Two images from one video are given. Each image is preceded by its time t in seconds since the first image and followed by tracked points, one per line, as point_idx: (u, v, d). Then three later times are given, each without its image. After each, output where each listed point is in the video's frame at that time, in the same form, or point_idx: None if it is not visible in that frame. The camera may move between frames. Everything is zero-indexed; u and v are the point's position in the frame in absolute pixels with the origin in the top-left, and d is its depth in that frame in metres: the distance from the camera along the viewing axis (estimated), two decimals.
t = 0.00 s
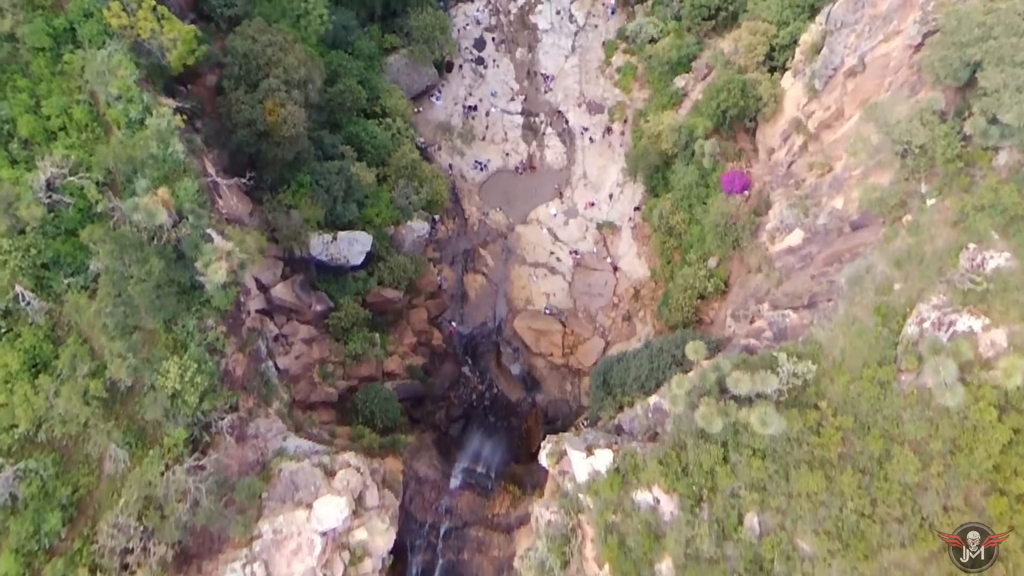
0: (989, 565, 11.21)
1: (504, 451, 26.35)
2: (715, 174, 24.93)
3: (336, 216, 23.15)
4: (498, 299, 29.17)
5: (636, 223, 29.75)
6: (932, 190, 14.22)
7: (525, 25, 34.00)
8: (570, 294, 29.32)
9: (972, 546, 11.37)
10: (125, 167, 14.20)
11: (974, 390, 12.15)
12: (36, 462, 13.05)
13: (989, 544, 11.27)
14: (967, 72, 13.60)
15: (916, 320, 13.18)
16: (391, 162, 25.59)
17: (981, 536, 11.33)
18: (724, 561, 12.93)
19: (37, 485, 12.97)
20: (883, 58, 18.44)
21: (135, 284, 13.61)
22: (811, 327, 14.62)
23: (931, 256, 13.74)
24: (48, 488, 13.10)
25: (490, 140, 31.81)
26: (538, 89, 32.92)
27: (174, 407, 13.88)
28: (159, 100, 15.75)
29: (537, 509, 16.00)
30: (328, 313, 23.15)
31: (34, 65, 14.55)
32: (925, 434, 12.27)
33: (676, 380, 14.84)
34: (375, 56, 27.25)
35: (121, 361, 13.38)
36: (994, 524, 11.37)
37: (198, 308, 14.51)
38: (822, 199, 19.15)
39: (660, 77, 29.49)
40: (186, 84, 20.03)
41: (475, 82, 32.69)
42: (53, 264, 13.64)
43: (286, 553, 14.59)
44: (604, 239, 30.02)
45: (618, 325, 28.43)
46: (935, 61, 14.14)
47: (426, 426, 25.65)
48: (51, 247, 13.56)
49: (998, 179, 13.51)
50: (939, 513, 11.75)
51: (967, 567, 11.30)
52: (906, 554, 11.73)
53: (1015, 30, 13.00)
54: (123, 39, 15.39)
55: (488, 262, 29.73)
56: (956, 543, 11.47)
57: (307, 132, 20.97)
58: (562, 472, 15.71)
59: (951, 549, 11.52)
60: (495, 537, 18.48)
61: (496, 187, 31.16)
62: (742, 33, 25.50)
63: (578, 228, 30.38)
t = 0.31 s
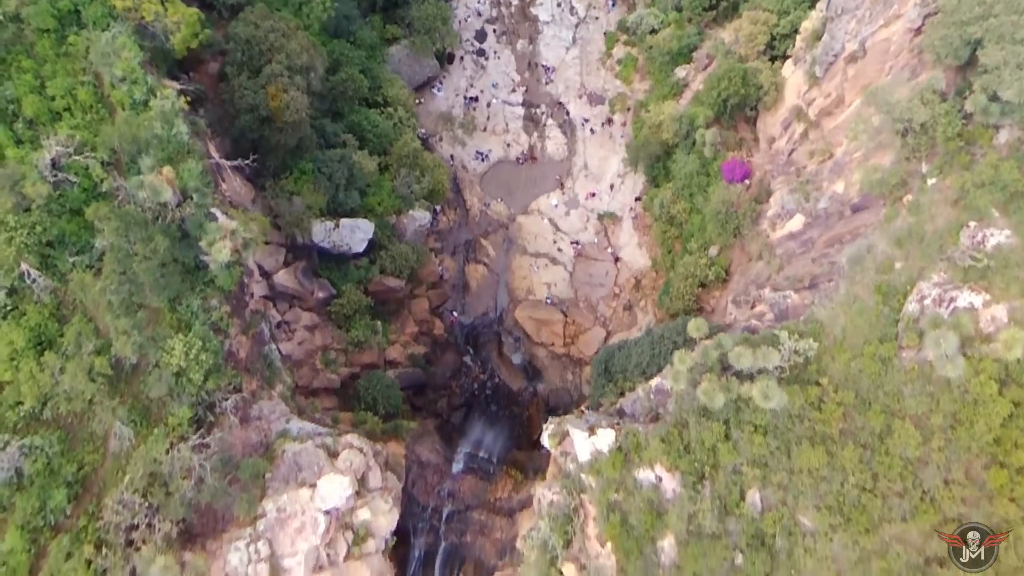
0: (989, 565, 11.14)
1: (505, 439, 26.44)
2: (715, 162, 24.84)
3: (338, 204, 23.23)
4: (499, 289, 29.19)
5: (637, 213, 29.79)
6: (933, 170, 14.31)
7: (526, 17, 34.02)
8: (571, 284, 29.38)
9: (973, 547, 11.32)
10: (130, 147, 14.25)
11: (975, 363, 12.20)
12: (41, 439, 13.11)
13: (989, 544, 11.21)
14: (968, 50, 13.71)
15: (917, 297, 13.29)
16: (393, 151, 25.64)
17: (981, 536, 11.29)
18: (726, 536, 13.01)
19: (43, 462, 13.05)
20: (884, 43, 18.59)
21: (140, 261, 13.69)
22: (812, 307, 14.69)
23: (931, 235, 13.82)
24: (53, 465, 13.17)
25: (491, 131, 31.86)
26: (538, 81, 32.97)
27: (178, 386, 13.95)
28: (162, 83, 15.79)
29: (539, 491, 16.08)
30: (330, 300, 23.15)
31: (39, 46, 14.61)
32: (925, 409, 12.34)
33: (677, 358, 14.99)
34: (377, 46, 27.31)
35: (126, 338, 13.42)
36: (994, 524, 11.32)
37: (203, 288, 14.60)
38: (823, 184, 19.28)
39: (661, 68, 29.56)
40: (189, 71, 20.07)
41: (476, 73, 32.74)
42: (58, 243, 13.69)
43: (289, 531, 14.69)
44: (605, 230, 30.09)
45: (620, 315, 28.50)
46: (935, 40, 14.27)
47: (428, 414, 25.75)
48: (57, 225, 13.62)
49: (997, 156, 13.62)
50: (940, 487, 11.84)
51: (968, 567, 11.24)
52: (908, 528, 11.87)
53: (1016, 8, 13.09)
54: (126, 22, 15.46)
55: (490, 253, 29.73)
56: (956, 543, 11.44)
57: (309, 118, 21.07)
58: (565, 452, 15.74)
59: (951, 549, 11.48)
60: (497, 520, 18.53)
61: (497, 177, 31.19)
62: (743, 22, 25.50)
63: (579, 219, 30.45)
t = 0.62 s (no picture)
0: (989, 565, 11.18)
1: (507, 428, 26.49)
2: (716, 151, 24.65)
3: (340, 191, 23.19)
4: (500, 279, 29.24)
5: (638, 203, 29.85)
6: (934, 151, 14.39)
7: (527, 9, 34.09)
8: (572, 275, 29.44)
9: (972, 546, 11.34)
10: (134, 126, 14.32)
11: (977, 338, 12.23)
12: (46, 416, 13.23)
13: (989, 543, 11.26)
14: (968, 29, 13.99)
15: (918, 275, 13.29)
16: (395, 140, 25.70)
17: (981, 536, 11.32)
18: (728, 512, 13.13)
19: (48, 439, 13.20)
20: (885, 28, 18.89)
21: (145, 239, 13.75)
22: (813, 286, 14.74)
23: (932, 214, 13.90)
24: (58, 442, 13.33)
25: (492, 122, 31.89)
26: (540, 72, 33.02)
27: (183, 364, 14.02)
28: (166, 65, 15.84)
29: (542, 472, 16.11)
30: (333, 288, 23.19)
31: (43, 27, 14.62)
32: (926, 384, 12.41)
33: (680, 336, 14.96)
34: (379, 35, 27.36)
35: (131, 315, 13.48)
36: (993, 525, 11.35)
37: (207, 268, 14.67)
38: (824, 168, 19.37)
39: (661, 58, 29.65)
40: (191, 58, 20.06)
41: (477, 65, 32.79)
42: (63, 222, 13.77)
43: (293, 510, 14.75)
44: (606, 220, 30.13)
45: (621, 305, 28.58)
46: (937, 19, 14.51)
47: (430, 402, 25.82)
48: (62, 204, 13.70)
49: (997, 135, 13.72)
50: (941, 462, 11.93)
51: (968, 567, 11.27)
52: (909, 503, 12.00)
53: None
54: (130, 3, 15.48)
55: (491, 242, 29.74)
56: (956, 543, 11.45)
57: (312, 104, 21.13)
58: (567, 433, 15.78)
59: (951, 549, 11.49)
60: (499, 504, 18.57)
61: (499, 168, 31.23)
62: (744, 11, 25.37)
63: (580, 209, 30.50)
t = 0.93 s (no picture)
0: (989, 565, 11.07)
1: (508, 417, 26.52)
2: (717, 140, 24.57)
3: (343, 179, 23.26)
4: (502, 270, 29.28)
5: (639, 194, 29.83)
6: (935, 132, 14.51)
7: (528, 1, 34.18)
8: (574, 265, 29.44)
9: (972, 546, 11.21)
10: (139, 107, 14.37)
11: (978, 313, 12.29)
12: (52, 393, 13.32)
13: (989, 543, 11.12)
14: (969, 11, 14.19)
15: (919, 254, 13.38)
16: (397, 129, 25.77)
17: (981, 536, 11.18)
18: (731, 488, 13.21)
19: (54, 416, 13.29)
20: (886, 14, 19.15)
21: (150, 216, 13.85)
22: (815, 267, 14.77)
23: (933, 193, 13.96)
24: (64, 420, 13.39)
25: (493, 113, 31.95)
26: (541, 64, 33.09)
27: (187, 343, 14.07)
28: (171, 47, 15.91)
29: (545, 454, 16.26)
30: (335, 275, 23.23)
31: (48, 8, 14.65)
32: (927, 359, 12.49)
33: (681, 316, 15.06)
34: (381, 25, 27.46)
35: (137, 292, 13.58)
36: (993, 518, 11.26)
37: (211, 249, 14.73)
38: (825, 153, 19.47)
39: (663, 50, 29.72)
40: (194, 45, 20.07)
41: (479, 56, 32.87)
42: (68, 201, 13.84)
43: (297, 489, 14.80)
44: (608, 211, 30.12)
45: (622, 295, 28.53)
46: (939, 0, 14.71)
47: (432, 390, 25.90)
48: (67, 183, 13.76)
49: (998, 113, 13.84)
50: (942, 436, 12.00)
51: (967, 566, 11.17)
52: (910, 478, 12.10)
53: None
54: None
55: (493, 233, 29.78)
56: (956, 543, 11.31)
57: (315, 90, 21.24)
58: (569, 414, 15.83)
59: (951, 549, 11.36)
60: (501, 488, 18.64)
61: (500, 159, 31.29)
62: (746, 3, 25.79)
63: (581, 200, 30.52)
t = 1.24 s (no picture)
0: (990, 564, 11.19)
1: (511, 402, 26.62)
2: (720, 127, 24.09)
3: (346, 164, 23.48)
4: (504, 257, 29.31)
5: (641, 181, 29.79)
6: (935, 107, 14.64)
7: None
8: (575, 253, 29.35)
9: (973, 546, 11.30)
10: (145, 81, 14.39)
11: (980, 281, 12.29)
12: (58, 365, 13.41)
13: (989, 544, 11.20)
14: None
15: (921, 227, 13.46)
16: (399, 115, 25.87)
17: (981, 536, 11.25)
18: (734, 458, 13.32)
19: (60, 388, 13.38)
20: None
21: (155, 188, 13.95)
22: (817, 242, 14.86)
23: (934, 167, 14.11)
24: (70, 391, 13.47)
25: (495, 102, 32.02)
26: (543, 53, 33.18)
27: (193, 317, 14.17)
28: (176, 25, 15.97)
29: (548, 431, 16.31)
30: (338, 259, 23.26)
31: None
32: (929, 329, 12.60)
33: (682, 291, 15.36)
34: (383, 13, 27.57)
35: (143, 264, 13.68)
36: (995, 483, 11.39)
37: (217, 224, 14.78)
38: (827, 134, 19.58)
39: (665, 38, 29.70)
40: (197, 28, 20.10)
41: (480, 46, 32.95)
42: (75, 174, 13.93)
43: (302, 463, 14.86)
44: (609, 198, 30.21)
45: (624, 282, 28.40)
46: None
47: (434, 376, 26.03)
48: (73, 157, 13.84)
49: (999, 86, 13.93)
50: (944, 405, 12.08)
51: (968, 567, 11.27)
52: (912, 446, 12.20)
53: None
54: None
55: (495, 221, 29.82)
56: (957, 543, 11.39)
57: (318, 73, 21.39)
58: (572, 390, 15.88)
59: (951, 548, 11.42)
60: (504, 467, 18.66)
61: (502, 147, 31.38)
62: None
63: (583, 187, 30.60)
